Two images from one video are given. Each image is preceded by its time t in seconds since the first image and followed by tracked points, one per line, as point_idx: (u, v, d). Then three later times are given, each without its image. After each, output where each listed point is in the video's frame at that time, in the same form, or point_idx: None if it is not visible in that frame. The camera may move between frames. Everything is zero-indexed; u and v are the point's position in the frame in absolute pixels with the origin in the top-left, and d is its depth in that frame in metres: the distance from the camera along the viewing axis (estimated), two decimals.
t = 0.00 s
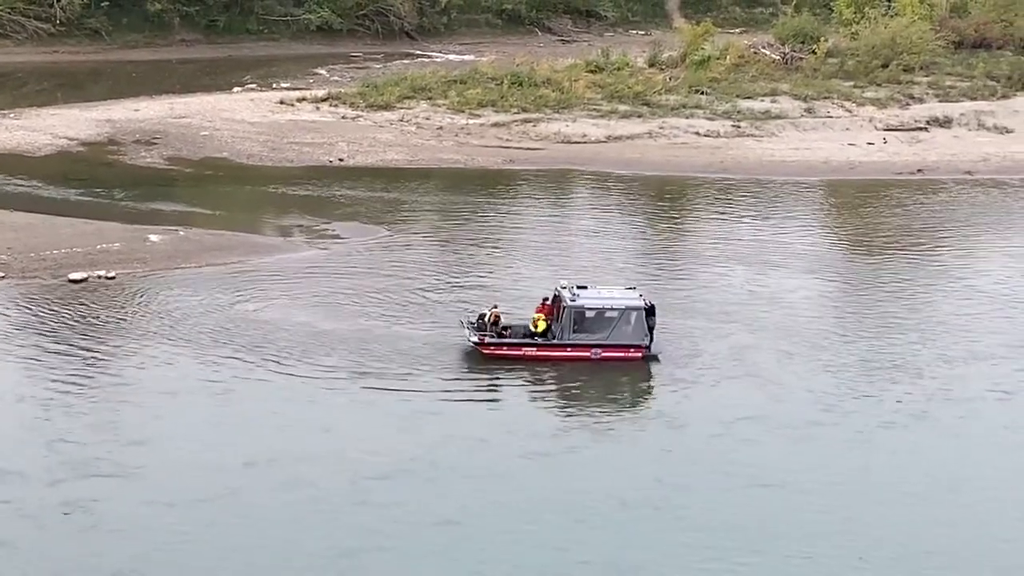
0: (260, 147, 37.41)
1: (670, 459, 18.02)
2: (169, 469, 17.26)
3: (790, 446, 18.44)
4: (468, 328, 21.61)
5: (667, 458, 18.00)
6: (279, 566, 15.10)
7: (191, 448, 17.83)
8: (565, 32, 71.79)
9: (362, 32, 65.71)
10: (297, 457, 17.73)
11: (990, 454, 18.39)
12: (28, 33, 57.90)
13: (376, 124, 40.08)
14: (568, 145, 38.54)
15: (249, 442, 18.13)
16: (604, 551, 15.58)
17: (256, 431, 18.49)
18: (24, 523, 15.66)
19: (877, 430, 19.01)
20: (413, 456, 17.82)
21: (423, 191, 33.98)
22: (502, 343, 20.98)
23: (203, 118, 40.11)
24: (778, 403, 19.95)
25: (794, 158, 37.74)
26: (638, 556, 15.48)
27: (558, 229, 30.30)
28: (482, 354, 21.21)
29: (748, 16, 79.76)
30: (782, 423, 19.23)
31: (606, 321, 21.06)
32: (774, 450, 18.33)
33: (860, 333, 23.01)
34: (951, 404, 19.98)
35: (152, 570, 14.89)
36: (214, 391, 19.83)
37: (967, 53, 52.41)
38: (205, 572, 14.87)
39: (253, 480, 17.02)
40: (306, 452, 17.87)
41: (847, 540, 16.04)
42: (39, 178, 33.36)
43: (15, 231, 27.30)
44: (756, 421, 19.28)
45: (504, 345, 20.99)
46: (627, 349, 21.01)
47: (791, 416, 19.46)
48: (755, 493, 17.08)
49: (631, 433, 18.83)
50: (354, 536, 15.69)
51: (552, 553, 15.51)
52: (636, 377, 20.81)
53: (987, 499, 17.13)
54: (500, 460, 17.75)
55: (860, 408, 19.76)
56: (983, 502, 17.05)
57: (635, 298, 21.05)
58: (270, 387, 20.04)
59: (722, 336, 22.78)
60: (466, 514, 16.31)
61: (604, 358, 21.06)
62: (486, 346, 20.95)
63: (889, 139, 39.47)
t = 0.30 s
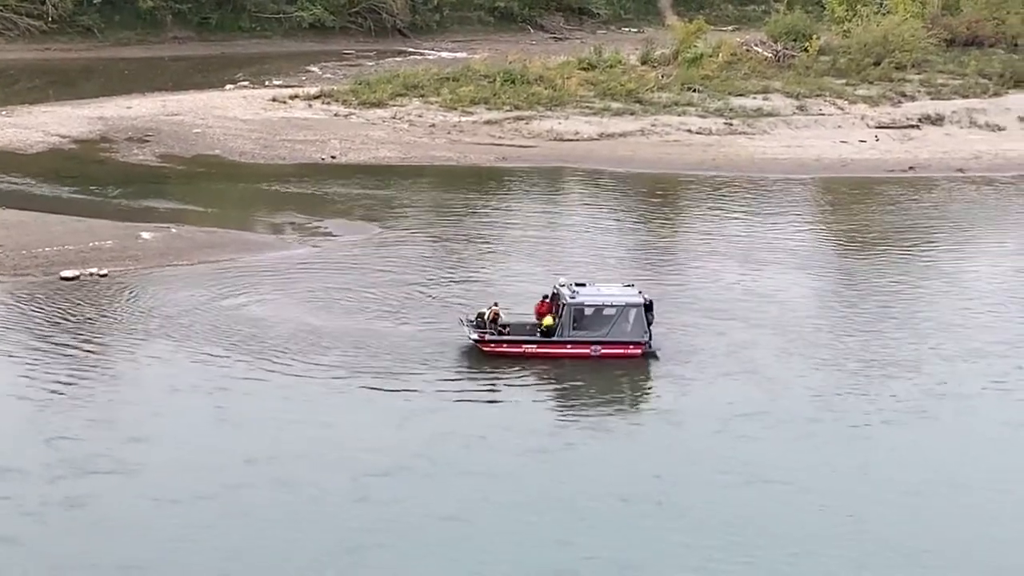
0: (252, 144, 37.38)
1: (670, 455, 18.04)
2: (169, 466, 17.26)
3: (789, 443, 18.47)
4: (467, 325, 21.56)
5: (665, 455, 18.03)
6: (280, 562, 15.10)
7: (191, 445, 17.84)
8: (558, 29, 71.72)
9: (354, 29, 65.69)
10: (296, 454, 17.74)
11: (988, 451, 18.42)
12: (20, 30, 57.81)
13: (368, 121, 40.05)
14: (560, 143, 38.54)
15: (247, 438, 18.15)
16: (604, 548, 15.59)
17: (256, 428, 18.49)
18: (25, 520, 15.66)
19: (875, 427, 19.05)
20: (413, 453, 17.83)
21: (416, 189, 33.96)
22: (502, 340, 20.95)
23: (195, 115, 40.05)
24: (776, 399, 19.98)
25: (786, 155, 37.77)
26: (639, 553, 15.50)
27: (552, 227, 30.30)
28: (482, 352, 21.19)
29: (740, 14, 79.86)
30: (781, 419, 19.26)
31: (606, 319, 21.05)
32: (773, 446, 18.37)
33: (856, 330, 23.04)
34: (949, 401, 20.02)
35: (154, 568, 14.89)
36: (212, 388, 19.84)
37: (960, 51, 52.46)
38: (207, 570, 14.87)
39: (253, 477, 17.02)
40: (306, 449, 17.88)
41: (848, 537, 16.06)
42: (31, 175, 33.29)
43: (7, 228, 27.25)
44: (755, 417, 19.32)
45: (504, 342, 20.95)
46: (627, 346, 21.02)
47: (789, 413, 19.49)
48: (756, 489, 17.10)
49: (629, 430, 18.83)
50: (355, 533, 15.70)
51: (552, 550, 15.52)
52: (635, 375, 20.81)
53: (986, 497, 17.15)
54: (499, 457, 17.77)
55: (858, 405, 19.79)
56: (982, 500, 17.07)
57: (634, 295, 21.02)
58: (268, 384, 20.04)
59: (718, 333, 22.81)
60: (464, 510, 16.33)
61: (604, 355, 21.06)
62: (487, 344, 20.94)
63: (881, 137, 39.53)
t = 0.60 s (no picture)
0: (242, 140, 37.29)
1: (668, 450, 18.05)
2: (168, 461, 17.22)
3: (787, 438, 18.48)
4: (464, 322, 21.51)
5: (663, 450, 18.03)
6: (281, 558, 15.07)
7: (189, 440, 17.80)
8: (548, 25, 71.64)
9: (344, 25, 65.61)
10: (294, 449, 17.71)
11: (985, 446, 18.45)
12: (9, 26, 57.60)
13: (358, 118, 39.98)
14: (551, 139, 38.51)
15: (244, 434, 18.12)
16: (605, 543, 15.58)
17: (253, 424, 18.46)
18: (24, 515, 15.62)
19: (873, 422, 19.07)
20: (411, 448, 17.81)
21: (406, 185, 33.91)
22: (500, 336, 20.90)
23: (185, 111, 39.94)
24: (773, 395, 20.00)
25: (777, 152, 37.81)
26: (640, 548, 15.49)
27: (544, 223, 30.27)
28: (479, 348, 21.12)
29: (730, 10, 79.96)
30: (778, 415, 19.28)
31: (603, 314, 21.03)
32: (771, 442, 18.38)
33: (850, 325, 23.06)
34: (945, 397, 20.05)
35: (154, 564, 14.85)
36: (207, 384, 19.79)
37: (949, 47, 52.52)
38: (208, 566, 14.84)
39: (252, 472, 16.99)
40: (304, 445, 17.85)
41: (849, 532, 16.07)
42: (20, 172, 33.16)
43: None
44: (752, 413, 19.33)
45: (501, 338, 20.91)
46: (624, 342, 21.01)
47: (786, 408, 19.51)
48: (755, 484, 17.11)
49: (625, 426, 18.83)
50: (355, 528, 15.68)
51: (553, 546, 15.52)
52: (633, 370, 20.80)
53: (985, 493, 17.17)
54: (497, 452, 17.76)
55: (854, 400, 19.82)
56: (981, 496, 17.08)
57: (632, 290, 21.03)
58: (263, 380, 20.01)
59: (712, 329, 22.81)
60: (464, 505, 16.32)
61: (602, 351, 21.03)
62: (485, 340, 20.91)
63: (871, 133, 39.58)
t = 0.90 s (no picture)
0: (227, 136, 37.20)
1: (659, 445, 18.09)
2: (159, 457, 17.20)
3: (778, 433, 18.54)
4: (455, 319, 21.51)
5: (655, 444, 18.08)
6: (275, 552, 15.07)
7: (180, 436, 17.78)
8: (533, 21, 71.50)
9: (329, 21, 65.42)
10: (286, 444, 17.71)
11: (975, 440, 18.53)
12: None
13: (343, 113, 39.90)
14: (536, 135, 38.51)
15: (236, 429, 18.11)
16: (599, 538, 15.61)
17: (245, 419, 18.45)
18: (15, 512, 15.58)
19: (862, 417, 19.13)
20: (403, 444, 17.82)
21: (391, 181, 33.87)
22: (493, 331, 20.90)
23: (169, 107, 39.82)
24: (763, 389, 20.06)
25: (762, 148, 37.87)
26: (634, 542, 15.54)
27: (531, 218, 30.27)
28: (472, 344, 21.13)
29: (715, 6, 80.07)
30: (769, 409, 19.33)
31: (596, 310, 21.09)
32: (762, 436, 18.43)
33: (838, 320, 23.12)
34: (934, 392, 20.13)
35: (149, 559, 14.83)
36: (196, 380, 19.76)
37: (934, 43, 52.63)
38: (203, 560, 14.83)
39: (244, 468, 16.98)
40: (296, 440, 17.85)
41: (842, 525, 16.14)
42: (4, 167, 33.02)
43: None
44: (743, 408, 19.38)
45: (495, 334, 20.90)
46: (617, 337, 21.07)
47: (777, 403, 19.55)
48: (748, 479, 17.17)
49: (616, 421, 18.86)
50: (349, 523, 15.69)
51: (548, 540, 15.55)
52: (625, 365, 20.84)
53: (976, 486, 17.24)
54: (489, 447, 17.78)
55: (845, 395, 19.89)
56: (973, 489, 17.16)
57: (624, 286, 21.13)
58: (253, 376, 19.99)
59: (700, 324, 22.86)
60: (458, 500, 16.34)
61: (594, 346, 21.08)
62: (478, 335, 20.89)
63: (856, 130, 39.65)
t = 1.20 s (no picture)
0: (206, 132, 37.08)
1: (645, 440, 18.15)
2: (146, 452, 17.18)
3: (764, 427, 18.61)
4: (442, 315, 21.46)
5: (643, 440, 18.11)
6: (265, 548, 15.06)
7: (167, 432, 17.76)
8: (513, 17, 71.37)
9: (308, 16, 65.21)
10: (274, 441, 17.68)
11: (959, 434, 18.64)
12: None
13: (322, 109, 39.82)
14: (515, 131, 38.50)
15: (223, 426, 18.06)
16: (589, 533, 15.63)
17: (231, 415, 18.44)
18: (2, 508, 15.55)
19: (847, 411, 19.22)
20: (390, 439, 17.84)
21: (371, 177, 33.81)
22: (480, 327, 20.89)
23: (148, 102, 39.66)
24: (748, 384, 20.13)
25: (740, 143, 37.97)
26: (625, 537, 15.56)
27: (512, 214, 30.26)
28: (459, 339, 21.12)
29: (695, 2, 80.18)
30: (754, 404, 19.41)
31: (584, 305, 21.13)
32: (748, 430, 18.50)
33: (820, 315, 23.22)
34: (917, 386, 20.24)
35: (136, 555, 14.82)
36: (180, 375, 19.73)
37: (912, 39, 52.78)
38: (192, 557, 14.80)
39: (231, 464, 16.98)
40: (283, 435, 17.85)
41: (832, 520, 16.20)
42: None
43: None
44: (728, 402, 19.45)
45: (482, 329, 20.90)
46: (604, 332, 21.13)
47: (763, 398, 19.62)
48: (739, 474, 17.20)
49: (602, 416, 18.89)
50: (339, 520, 15.67)
51: (540, 535, 15.56)
52: (611, 360, 20.89)
53: (966, 481, 17.31)
54: (477, 443, 17.79)
55: (831, 390, 19.96)
56: (961, 484, 17.24)
57: (610, 281, 21.18)
58: (238, 371, 19.96)
59: (683, 319, 22.91)
60: (447, 496, 16.35)
61: (581, 342, 21.12)
62: (465, 331, 20.90)
63: (835, 125, 39.77)
